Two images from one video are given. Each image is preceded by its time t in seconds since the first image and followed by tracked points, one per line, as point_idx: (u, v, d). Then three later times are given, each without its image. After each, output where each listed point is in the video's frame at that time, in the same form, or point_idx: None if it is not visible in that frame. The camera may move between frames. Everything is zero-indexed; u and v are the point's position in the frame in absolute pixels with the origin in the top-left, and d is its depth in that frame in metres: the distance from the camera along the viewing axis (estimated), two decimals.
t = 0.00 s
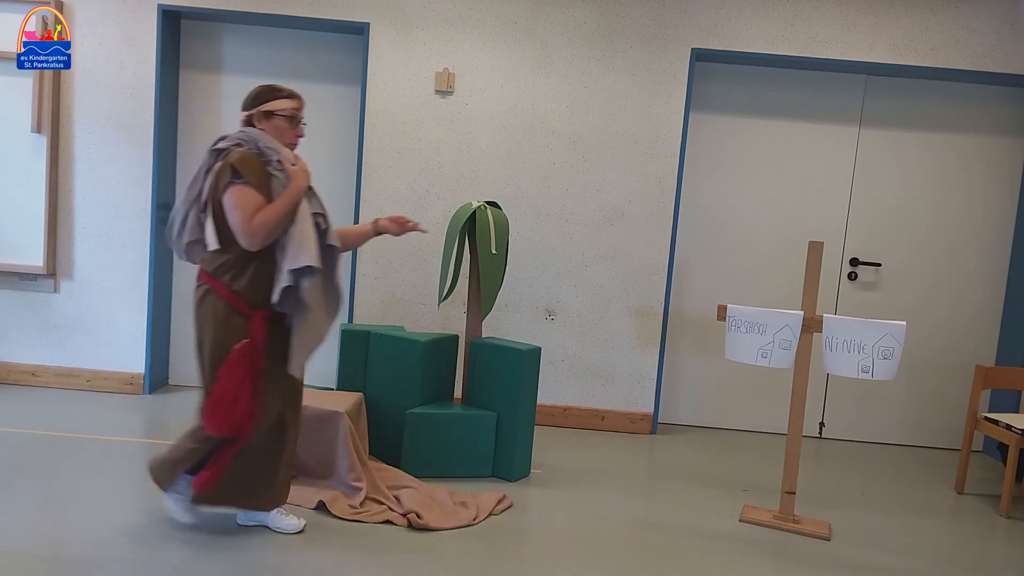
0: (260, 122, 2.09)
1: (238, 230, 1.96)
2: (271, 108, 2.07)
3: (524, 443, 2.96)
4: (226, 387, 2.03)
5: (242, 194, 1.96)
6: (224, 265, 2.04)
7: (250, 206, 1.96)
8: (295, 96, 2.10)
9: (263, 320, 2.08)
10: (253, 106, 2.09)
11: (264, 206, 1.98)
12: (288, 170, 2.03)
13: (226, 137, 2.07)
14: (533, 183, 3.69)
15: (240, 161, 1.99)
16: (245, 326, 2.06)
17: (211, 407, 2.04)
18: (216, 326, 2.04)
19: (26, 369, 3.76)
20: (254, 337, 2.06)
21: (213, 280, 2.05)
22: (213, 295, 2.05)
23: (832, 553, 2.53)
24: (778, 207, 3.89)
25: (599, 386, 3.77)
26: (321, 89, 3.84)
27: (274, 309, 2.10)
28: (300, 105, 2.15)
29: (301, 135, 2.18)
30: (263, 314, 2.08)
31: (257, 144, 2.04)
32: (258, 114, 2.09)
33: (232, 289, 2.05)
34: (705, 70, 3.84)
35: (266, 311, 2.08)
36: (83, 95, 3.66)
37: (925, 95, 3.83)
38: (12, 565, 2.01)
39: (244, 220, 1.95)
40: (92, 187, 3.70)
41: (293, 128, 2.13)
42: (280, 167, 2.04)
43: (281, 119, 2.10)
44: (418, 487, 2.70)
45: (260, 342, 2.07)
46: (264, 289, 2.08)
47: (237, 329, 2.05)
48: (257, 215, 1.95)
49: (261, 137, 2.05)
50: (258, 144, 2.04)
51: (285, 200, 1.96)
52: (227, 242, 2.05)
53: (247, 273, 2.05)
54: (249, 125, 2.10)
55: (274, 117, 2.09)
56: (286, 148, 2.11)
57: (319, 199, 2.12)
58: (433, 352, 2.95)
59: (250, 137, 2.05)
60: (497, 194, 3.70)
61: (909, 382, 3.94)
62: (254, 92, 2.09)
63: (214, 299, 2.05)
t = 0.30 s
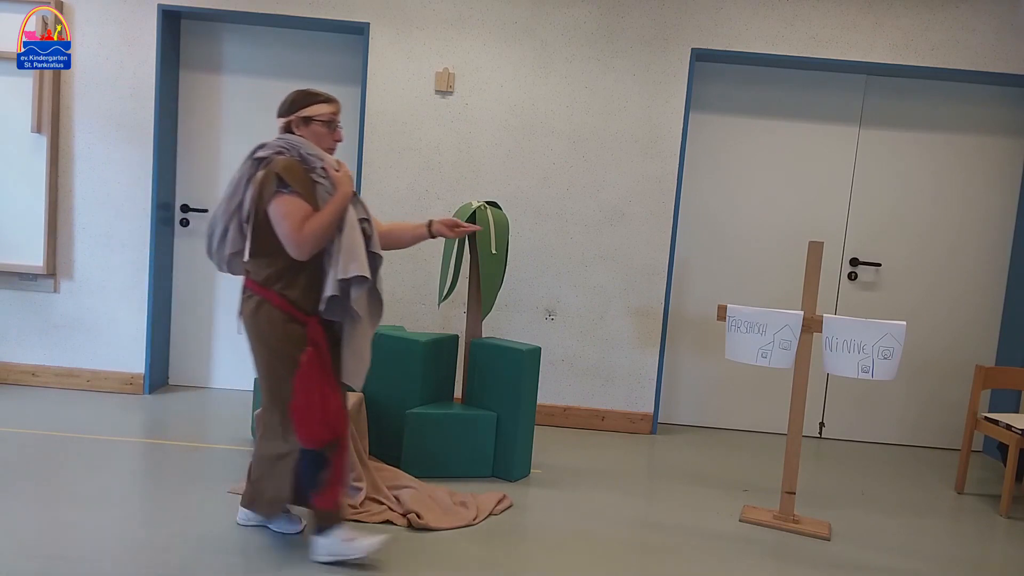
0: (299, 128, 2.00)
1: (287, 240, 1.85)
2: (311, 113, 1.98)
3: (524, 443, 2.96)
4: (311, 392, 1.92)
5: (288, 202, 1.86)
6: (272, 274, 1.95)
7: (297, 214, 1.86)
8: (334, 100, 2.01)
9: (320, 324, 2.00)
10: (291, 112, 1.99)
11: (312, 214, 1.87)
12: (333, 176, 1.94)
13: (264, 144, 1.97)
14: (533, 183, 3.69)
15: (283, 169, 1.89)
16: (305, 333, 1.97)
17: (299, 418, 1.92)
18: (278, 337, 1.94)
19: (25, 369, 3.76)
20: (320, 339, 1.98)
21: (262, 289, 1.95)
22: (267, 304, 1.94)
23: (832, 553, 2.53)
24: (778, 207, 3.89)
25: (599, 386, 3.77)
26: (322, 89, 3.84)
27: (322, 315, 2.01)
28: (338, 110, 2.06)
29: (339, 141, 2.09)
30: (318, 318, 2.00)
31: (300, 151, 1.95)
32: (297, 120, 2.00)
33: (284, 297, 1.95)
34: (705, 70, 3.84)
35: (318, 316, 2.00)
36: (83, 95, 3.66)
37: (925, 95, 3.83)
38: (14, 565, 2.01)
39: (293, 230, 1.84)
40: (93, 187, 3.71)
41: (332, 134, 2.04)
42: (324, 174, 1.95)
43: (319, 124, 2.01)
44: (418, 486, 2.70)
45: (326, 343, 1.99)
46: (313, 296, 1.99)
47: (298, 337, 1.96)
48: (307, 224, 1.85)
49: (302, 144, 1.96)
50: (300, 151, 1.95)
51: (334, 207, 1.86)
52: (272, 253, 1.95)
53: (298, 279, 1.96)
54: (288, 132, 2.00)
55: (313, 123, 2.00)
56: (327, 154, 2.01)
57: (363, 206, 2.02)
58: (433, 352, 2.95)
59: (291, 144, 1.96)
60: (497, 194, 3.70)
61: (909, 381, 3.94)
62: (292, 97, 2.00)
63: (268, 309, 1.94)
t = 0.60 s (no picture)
0: (347, 133, 1.93)
1: (351, 255, 1.81)
2: (359, 117, 1.91)
3: (524, 443, 2.96)
4: (376, 406, 1.90)
5: (348, 215, 1.81)
6: (340, 280, 1.91)
7: (359, 228, 1.81)
8: (381, 101, 1.94)
9: (385, 336, 1.97)
10: (339, 118, 1.92)
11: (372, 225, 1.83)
12: (389, 184, 1.89)
13: (314, 153, 1.90)
14: (533, 182, 3.69)
15: (339, 179, 1.83)
16: (371, 342, 1.93)
17: (361, 429, 1.88)
18: (342, 345, 1.88)
19: (25, 369, 3.76)
20: (385, 350, 1.96)
21: (328, 294, 1.90)
22: (333, 309, 1.89)
23: (832, 553, 2.53)
24: (777, 207, 3.89)
25: (599, 386, 3.77)
26: (322, 89, 3.84)
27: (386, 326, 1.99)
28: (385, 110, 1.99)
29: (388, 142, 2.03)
30: (384, 329, 1.97)
31: (352, 158, 1.89)
32: (346, 125, 1.92)
33: (353, 304, 1.91)
34: (705, 70, 3.84)
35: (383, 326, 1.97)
36: (82, 95, 3.66)
37: (925, 95, 3.83)
38: (14, 565, 2.01)
39: (358, 244, 1.80)
40: (92, 187, 3.71)
41: (382, 136, 1.97)
42: (379, 182, 1.89)
43: (369, 128, 1.94)
44: (417, 486, 2.69)
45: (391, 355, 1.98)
46: (379, 307, 1.96)
47: (364, 346, 1.92)
48: (370, 237, 1.81)
49: (353, 150, 1.90)
50: (353, 160, 1.89)
51: (395, 216, 1.82)
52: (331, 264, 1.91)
53: (366, 288, 1.93)
54: (336, 138, 1.94)
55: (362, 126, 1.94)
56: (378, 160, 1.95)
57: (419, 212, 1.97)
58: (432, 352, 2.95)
59: (341, 151, 1.89)
60: (497, 194, 3.70)
61: (909, 381, 3.94)
62: (337, 100, 1.92)
63: (336, 313, 1.89)
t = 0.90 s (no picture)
0: (400, 140, 1.90)
1: (407, 266, 1.75)
2: (413, 124, 1.88)
3: (524, 443, 2.97)
4: (425, 415, 1.87)
5: (405, 223, 1.75)
6: (390, 289, 1.87)
7: (417, 238, 1.75)
8: (435, 108, 1.91)
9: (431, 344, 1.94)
10: (392, 125, 1.88)
11: (428, 236, 1.78)
12: (443, 195, 1.84)
13: (365, 158, 1.83)
14: (533, 183, 3.70)
15: (397, 186, 1.77)
16: (417, 351, 1.90)
17: (413, 438, 1.84)
18: (391, 352, 1.85)
19: (26, 369, 3.77)
20: (432, 360, 1.93)
21: (377, 302, 1.86)
22: (382, 317, 1.86)
23: (832, 553, 2.54)
24: (777, 207, 3.90)
25: (599, 386, 3.78)
26: (322, 90, 3.85)
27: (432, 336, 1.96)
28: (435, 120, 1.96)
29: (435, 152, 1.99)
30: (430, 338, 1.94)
31: (406, 166, 1.84)
32: (399, 132, 1.89)
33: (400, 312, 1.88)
34: (705, 70, 3.85)
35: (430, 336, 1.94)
36: (83, 95, 3.67)
37: (925, 96, 3.83)
38: (17, 564, 2.02)
39: (415, 255, 1.74)
40: (93, 188, 3.71)
41: (433, 145, 1.94)
42: (433, 192, 1.84)
43: (422, 136, 1.91)
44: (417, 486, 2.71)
45: (436, 364, 1.95)
46: (428, 316, 1.92)
47: (410, 354, 1.89)
48: (427, 248, 1.75)
49: (406, 158, 1.85)
50: (407, 168, 1.84)
51: (451, 226, 1.78)
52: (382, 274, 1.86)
53: (415, 297, 1.89)
54: (387, 145, 1.89)
55: (414, 134, 1.90)
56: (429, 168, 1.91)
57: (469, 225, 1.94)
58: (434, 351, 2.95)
59: (395, 157, 1.84)
60: (497, 195, 3.71)
61: (908, 381, 3.95)
62: (391, 105, 1.88)
63: (384, 320, 1.85)
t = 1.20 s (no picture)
0: (461, 146, 1.91)
1: (464, 274, 1.78)
2: (476, 131, 1.89)
3: (524, 445, 2.94)
4: (462, 427, 1.90)
5: (464, 231, 1.79)
6: (438, 296, 1.88)
7: (474, 246, 1.78)
8: (496, 116, 1.92)
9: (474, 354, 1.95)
10: (454, 130, 1.90)
11: (485, 244, 1.80)
12: (502, 203, 1.85)
13: (426, 163, 1.87)
14: (533, 182, 3.67)
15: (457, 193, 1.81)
16: (460, 361, 1.91)
17: (445, 453, 1.89)
18: (431, 361, 1.87)
19: (22, 369, 3.74)
20: (472, 371, 1.94)
21: (424, 310, 1.88)
22: (428, 325, 1.87)
23: (835, 556, 2.50)
24: (779, 207, 3.87)
25: (599, 387, 3.75)
26: (322, 88, 3.82)
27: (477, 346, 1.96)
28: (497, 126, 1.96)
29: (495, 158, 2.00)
30: (474, 348, 1.94)
31: (467, 173, 1.86)
32: (461, 138, 1.90)
33: (445, 320, 1.88)
34: (707, 69, 3.82)
35: (476, 345, 1.94)
36: (80, 94, 3.64)
37: (927, 94, 3.81)
38: (9, 567, 1.99)
39: (473, 263, 1.77)
40: (90, 187, 3.69)
41: (492, 153, 1.95)
42: (493, 201, 1.85)
43: (482, 143, 1.92)
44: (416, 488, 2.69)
45: (478, 374, 1.96)
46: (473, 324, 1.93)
47: (451, 364, 1.90)
48: (483, 256, 1.78)
49: (467, 164, 1.87)
50: (467, 174, 1.86)
51: (508, 236, 1.80)
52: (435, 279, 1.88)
53: (463, 305, 1.90)
54: (448, 151, 1.91)
55: (475, 140, 1.91)
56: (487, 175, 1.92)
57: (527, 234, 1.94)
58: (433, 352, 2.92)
59: (456, 163, 1.87)
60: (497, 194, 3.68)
61: (911, 382, 3.92)
62: (454, 111, 1.89)
63: (428, 328, 1.87)
